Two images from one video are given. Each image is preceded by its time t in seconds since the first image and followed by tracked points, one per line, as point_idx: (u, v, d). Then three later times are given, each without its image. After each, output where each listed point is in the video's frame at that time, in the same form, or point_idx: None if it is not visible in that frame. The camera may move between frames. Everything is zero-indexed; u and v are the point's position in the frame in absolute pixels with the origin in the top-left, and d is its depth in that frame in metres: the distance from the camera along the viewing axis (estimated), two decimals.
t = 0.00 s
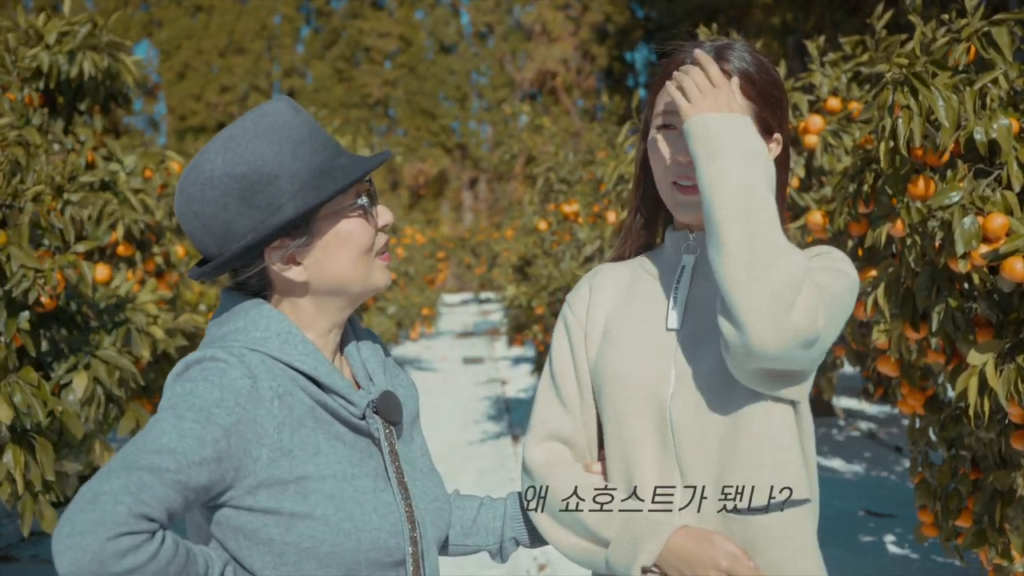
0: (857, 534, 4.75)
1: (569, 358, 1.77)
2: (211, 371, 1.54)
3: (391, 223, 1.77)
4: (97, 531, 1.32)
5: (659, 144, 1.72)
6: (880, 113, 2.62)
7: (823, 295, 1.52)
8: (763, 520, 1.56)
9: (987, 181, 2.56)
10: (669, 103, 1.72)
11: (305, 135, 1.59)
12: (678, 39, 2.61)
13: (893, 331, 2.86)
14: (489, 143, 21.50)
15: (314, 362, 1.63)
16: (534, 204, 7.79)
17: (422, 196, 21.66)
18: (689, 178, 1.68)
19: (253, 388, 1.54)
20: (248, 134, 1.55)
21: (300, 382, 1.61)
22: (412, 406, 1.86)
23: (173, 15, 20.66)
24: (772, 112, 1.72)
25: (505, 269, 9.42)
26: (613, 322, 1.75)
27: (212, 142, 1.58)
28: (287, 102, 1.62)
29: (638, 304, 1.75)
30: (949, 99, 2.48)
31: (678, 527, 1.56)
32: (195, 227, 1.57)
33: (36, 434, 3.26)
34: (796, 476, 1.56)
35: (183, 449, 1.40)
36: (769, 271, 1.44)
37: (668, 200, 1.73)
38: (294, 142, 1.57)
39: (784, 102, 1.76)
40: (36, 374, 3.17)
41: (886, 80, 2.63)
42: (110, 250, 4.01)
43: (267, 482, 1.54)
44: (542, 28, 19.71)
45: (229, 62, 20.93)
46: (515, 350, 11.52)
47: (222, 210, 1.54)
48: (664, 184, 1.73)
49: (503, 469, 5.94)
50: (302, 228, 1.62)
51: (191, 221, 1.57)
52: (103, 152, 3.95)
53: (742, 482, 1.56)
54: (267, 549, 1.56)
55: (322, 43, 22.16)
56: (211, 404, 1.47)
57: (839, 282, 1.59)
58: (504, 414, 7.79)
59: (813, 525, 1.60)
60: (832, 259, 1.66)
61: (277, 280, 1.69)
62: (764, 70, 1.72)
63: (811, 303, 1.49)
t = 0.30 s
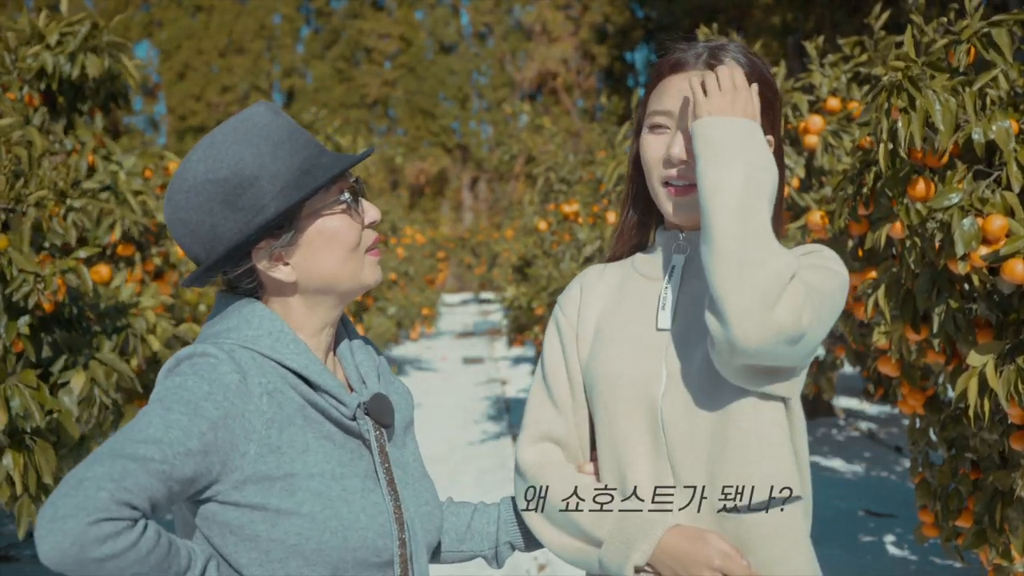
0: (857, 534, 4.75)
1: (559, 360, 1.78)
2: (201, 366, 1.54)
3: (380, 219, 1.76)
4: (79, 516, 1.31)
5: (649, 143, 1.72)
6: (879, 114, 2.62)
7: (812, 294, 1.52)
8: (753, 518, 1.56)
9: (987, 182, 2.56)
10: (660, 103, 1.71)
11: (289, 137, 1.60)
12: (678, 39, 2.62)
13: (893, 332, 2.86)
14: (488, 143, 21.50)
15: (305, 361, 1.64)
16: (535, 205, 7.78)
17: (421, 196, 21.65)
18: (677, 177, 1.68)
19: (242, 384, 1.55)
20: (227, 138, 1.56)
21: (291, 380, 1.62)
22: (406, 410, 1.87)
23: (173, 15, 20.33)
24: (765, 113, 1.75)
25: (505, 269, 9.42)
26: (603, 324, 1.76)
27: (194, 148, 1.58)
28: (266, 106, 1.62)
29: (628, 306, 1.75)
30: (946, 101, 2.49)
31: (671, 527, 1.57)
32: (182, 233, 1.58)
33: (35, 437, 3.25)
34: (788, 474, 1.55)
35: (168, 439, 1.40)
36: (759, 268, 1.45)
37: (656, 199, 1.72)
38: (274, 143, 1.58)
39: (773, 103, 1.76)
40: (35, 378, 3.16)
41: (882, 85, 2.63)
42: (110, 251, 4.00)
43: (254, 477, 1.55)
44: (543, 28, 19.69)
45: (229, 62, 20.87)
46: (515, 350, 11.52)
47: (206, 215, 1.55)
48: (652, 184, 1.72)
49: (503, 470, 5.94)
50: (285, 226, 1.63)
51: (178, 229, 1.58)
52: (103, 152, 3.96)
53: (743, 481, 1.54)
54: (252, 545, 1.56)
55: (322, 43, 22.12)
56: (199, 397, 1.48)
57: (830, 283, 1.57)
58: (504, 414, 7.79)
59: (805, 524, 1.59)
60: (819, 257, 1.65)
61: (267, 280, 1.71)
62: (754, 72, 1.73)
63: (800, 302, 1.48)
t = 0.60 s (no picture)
0: (857, 534, 4.75)
1: (551, 362, 1.77)
2: (199, 365, 1.54)
3: (373, 221, 1.76)
4: (78, 512, 1.30)
5: (639, 141, 1.71)
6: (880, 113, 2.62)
7: (809, 304, 1.51)
8: (749, 518, 1.55)
9: (988, 181, 2.56)
10: (651, 101, 1.70)
11: (279, 138, 1.60)
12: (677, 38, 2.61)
13: (893, 331, 2.86)
14: (488, 143, 21.50)
15: (301, 361, 1.64)
16: (535, 205, 7.78)
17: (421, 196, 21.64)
18: (666, 176, 1.67)
19: (239, 383, 1.55)
20: (218, 141, 1.55)
21: (287, 381, 1.62)
22: (400, 412, 1.87)
23: (174, 15, 20.13)
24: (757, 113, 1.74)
25: (505, 269, 9.41)
26: (594, 325, 1.75)
27: (186, 152, 1.58)
28: (258, 109, 1.62)
29: (618, 307, 1.75)
30: (948, 100, 2.48)
31: (665, 526, 1.56)
32: (174, 237, 1.58)
33: (32, 439, 3.26)
34: (784, 474, 1.55)
35: (167, 437, 1.40)
36: (758, 278, 1.45)
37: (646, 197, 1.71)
38: (265, 146, 1.57)
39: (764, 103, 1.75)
40: (33, 380, 3.17)
41: (885, 81, 2.63)
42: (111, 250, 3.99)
43: (251, 477, 1.54)
44: (543, 28, 19.68)
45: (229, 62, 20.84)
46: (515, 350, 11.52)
47: (199, 219, 1.55)
48: (642, 182, 1.71)
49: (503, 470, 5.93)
50: (277, 230, 1.62)
51: (171, 233, 1.58)
52: (102, 152, 3.97)
53: (742, 481, 1.54)
54: (249, 545, 1.56)
55: (322, 43, 22.11)
56: (197, 396, 1.48)
57: (827, 289, 1.57)
58: (504, 414, 7.78)
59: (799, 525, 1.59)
60: (807, 257, 1.64)
61: (261, 283, 1.70)
62: (745, 71, 1.72)
63: (798, 311, 1.48)
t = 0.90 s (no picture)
0: (857, 534, 4.75)
1: (545, 363, 1.77)
2: (201, 369, 1.54)
3: (374, 224, 1.76)
4: (83, 519, 1.31)
5: (632, 139, 1.71)
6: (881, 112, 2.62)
7: (806, 304, 1.52)
8: (746, 517, 1.56)
9: (989, 181, 2.56)
10: (645, 99, 1.71)
11: (280, 140, 1.59)
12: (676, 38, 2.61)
13: (893, 330, 2.87)
14: (488, 142, 21.50)
15: (302, 364, 1.64)
16: (535, 204, 7.78)
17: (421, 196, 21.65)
18: (657, 174, 1.67)
19: (242, 386, 1.55)
20: (221, 142, 1.56)
21: (288, 384, 1.62)
22: (398, 413, 1.87)
23: (173, 15, 20.08)
24: (752, 115, 1.74)
25: (505, 269, 9.41)
26: (588, 326, 1.76)
27: (188, 152, 1.58)
28: (261, 110, 1.62)
29: (613, 308, 1.75)
30: (948, 99, 2.48)
31: (664, 526, 1.57)
32: (175, 237, 1.58)
33: (35, 433, 3.24)
34: (781, 474, 1.55)
35: (171, 443, 1.40)
36: (755, 280, 1.46)
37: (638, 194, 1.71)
38: (269, 148, 1.57)
39: (759, 104, 1.75)
40: (34, 373, 3.17)
41: (887, 80, 2.64)
42: (111, 250, 3.99)
43: (253, 481, 1.54)
44: (543, 28, 19.69)
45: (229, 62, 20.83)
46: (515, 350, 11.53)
47: (200, 220, 1.55)
48: (634, 179, 1.71)
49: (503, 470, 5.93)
50: (280, 232, 1.62)
51: (172, 233, 1.58)
52: (102, 152, 3.97)
53: (741, 481, 1.55)
54: (251, 548, 1.56)
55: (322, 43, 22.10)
56: (200, 400, 1.48)
57: (822, 290, 1.57)
58: (504, 414, 7.79)
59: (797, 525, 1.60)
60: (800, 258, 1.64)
61: (262, 286, 1.70)
62: (741, 71, 1.72)
63: (795, 311, 1.48)
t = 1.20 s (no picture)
0: (856, 534, 4.75)
1: (545, 362, 1.77)
2: (206, 372, 1.54)
3: (378, 226, 1.77)
4: (92, 527, 1.31)
5: (630, 140, 1.72)
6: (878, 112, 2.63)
7: (808, 297, 1.51)
8: (746, 517, 1.56)
9: (988, 181, 2.56)
10: (644, 100, 1.71)
11: (287, 140, 1.59)
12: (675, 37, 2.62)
13: (892, 331, 2.86)
14: (488, 143, 21.50)
15: (305, 366, 1.64)
16: (535, 205, 7.78)
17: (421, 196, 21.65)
18: (652, 175, 1.67)
19: (247, 390, 1.55)
20: (229, 142, 1.55)
21: (292, 386, 1.62)
22: (398, 413, 1.87)
23: (173, 15, 20.09)
24: (752, 117, 1.74)
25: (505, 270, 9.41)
26: (588, 326, 1.75)
27: (194, 151, 1.57)
28: (268, 110, 1.62)
29: (612, 308, 1.75)
30: (946, 99, 2.48)
31: (664, 526, 1.56)
32: (179, 237, 1.57)
33: (38, 438, 3.25)
34: (782, 473, 1.55)
35: (178, 448, 1.40)
36: (759, 270, 1.46)
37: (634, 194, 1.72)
38: (276, 149, 1.57)
39: (759, 107, 1.75)
40: (37, 380, 3.18)
41: (884, 81, 2.64)
42: (111, 251, 3.99)
43: (258, 484, 1.54)
44: (543, 28, 19.69)
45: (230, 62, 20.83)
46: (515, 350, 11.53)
47: (206, 220, 1.54)
48: (631, 180, 1.72)
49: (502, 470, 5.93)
50: (287, 234, 1.62)
51: (176, 233, 1.58)
52: (102, 152, 3.97)
53: (741, 480, 1.55)
54: (256, 551, 1.56)
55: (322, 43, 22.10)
56: (206, 404, 1.48)
57: (823, 284, 1.56)
58: (504, 414, 7.79)
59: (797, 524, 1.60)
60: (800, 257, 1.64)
61: (265, 288, 1.70)
62: (741, 74, 1.71)
63: (797, 303, 1.48)
